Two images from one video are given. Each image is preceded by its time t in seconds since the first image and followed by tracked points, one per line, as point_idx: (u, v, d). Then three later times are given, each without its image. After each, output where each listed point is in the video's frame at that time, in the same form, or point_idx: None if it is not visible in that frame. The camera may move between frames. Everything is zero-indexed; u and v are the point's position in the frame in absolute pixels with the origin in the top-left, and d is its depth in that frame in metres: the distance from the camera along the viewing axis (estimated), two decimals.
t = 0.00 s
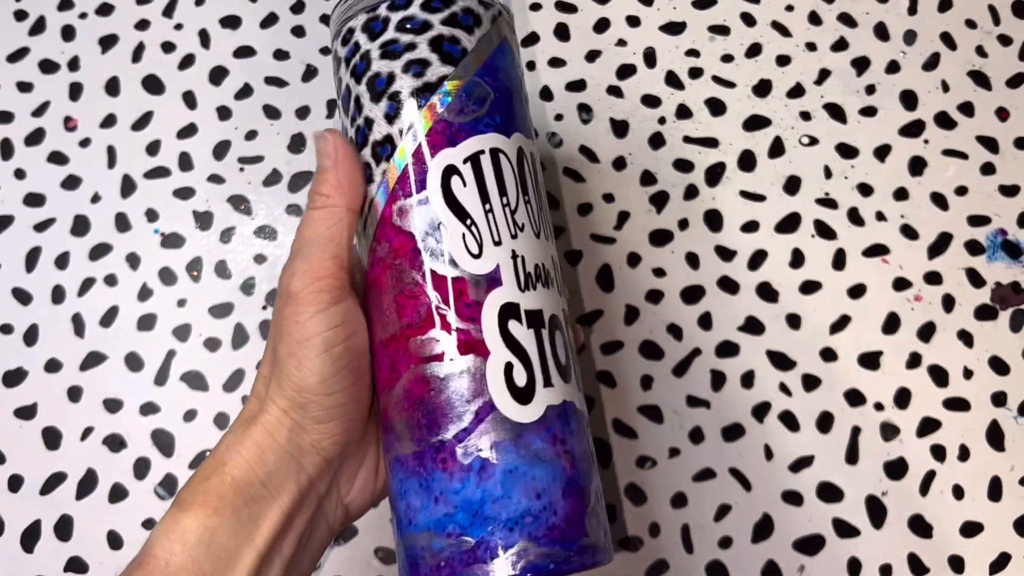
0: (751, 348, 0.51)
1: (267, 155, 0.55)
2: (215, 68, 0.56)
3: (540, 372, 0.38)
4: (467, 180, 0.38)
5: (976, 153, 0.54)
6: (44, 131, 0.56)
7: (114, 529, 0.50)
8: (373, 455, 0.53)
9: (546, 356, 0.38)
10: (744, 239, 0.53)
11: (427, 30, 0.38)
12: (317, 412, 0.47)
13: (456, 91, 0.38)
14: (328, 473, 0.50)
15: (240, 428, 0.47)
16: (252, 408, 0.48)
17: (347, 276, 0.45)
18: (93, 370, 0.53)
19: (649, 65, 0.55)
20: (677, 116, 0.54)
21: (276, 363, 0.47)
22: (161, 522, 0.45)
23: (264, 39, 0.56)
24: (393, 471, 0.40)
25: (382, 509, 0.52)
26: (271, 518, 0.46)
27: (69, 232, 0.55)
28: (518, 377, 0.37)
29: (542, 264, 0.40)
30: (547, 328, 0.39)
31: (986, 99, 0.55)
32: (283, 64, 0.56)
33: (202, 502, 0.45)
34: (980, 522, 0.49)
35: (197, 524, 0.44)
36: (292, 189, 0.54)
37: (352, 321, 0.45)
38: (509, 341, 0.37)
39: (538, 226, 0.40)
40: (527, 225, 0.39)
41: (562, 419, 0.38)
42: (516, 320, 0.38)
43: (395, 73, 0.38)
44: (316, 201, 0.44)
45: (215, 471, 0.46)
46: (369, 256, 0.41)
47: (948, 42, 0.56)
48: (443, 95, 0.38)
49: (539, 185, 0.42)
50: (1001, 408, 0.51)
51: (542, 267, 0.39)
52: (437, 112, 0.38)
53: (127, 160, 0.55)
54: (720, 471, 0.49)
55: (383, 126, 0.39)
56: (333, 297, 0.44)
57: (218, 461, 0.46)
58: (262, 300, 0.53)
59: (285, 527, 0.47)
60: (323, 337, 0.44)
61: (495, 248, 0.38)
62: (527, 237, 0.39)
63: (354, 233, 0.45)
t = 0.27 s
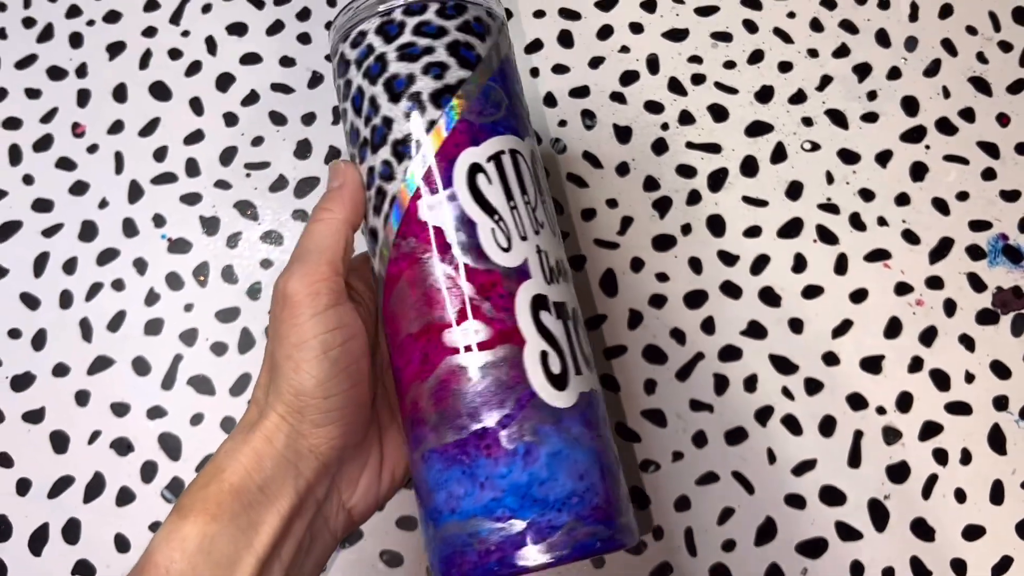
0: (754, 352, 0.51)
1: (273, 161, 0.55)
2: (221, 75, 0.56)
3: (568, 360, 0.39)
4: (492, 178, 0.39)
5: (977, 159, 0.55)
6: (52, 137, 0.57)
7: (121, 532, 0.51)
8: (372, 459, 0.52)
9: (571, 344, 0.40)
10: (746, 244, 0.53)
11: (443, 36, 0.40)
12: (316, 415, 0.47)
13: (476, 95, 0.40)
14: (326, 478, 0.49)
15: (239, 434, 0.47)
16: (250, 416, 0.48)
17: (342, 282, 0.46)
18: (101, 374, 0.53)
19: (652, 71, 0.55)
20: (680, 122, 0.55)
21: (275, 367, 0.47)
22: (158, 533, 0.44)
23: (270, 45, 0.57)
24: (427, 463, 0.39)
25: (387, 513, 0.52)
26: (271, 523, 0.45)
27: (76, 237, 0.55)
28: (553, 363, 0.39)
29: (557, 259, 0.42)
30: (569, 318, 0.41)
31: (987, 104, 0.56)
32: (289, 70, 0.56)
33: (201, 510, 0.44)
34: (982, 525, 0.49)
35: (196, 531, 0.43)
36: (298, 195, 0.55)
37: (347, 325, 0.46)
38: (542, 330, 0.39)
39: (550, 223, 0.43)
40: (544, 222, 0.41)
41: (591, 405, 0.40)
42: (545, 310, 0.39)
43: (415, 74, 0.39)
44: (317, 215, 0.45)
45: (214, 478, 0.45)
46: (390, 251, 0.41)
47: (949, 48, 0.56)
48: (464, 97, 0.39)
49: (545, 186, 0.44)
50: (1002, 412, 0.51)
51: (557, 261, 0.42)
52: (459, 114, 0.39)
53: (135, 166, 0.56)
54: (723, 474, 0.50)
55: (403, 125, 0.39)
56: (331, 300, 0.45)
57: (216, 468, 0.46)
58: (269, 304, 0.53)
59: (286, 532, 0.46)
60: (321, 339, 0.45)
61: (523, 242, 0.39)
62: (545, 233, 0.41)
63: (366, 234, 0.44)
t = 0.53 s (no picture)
0: (758, 354, 0.52)
1: (280, 164, 0.56)
2: (229, 79, 0.57)
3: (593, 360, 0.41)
4: (530, 183, 0.41)
5: (978, 162, 0.55)
6: (61, 141, 0.57)
7: (130, 532, 0.51)
8: (381, 471, 0.53)
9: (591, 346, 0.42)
10: (750, 247, 0.53)
11: (487, 53, 0.41)
12: (325, 423, 0.47)
13: (515, 109, 0.42)
14: (334, 488, 0.50)
15: (247, 442, 0.47)
16: (260, 423, 0.49)
17: (364, 293, 0.46)
18: (109, 375, 0.53)
19: (656, 76, 0.56)
20: (684, 126, 0.55)
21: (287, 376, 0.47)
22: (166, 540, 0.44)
23: (278, 50, 0.57)
24: (458, 447, 0.38)
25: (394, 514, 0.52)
26: (277, 530, 0.45)
27: (85, 240, 0.56)
28: (585, 358, 0.40)
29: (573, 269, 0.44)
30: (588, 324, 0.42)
31: (988, 108, 0.56)
32: (296, 75, 0.57)
33: (207, 517, 0.45)
34: (984, 526, 0.49)
35: (202, 538, 0.44)
36: (305, 198, 0.55)
37: (365, 335, 0.46)
38: (574, 328, 0.40)
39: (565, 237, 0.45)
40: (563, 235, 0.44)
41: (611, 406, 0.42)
42: (574, 311, 0.41)
43: (460, 80, 0.40)
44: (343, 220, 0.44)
45: (221, 485, 0.46)
46: (423, 236, 0.40)
47: (950, 53, 0.57)
48: (506, 108, 0.41)
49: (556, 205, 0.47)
50: (1004, 413, 0.51)
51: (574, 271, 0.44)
52: (503, 121, 0.41)
53: (143, 169, 0.56)
54: (726, 475, 0.50)
55: (447, 123, 0.40)
56: (350, 311, 0.45)
57: (223, 475, 0.46)
58: (276, 306, 0.54)
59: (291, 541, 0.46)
60: (337, 349, 0.45)
61: (554, 247, 0.41)
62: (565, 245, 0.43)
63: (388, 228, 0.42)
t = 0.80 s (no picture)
0: (758, 354, 0.52)
1: (285, 166, 0.56)
2: (234, 82, 0.58)
3: (586, 372, 0.41)
4: (537, 193, 0.42)
5: (977, 164, 0.56)
6: (68, 143, 0.58)
7: (136, 530, 0.52)
8: (384, 472, 0.53)
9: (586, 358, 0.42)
10: (751, 247, 0.54)
11: (505, 64, 0.42)
12: (330, 421, 0.48)
13: (527, 120, 0.42)
14: (337, 486, 0.50)
15: (252, 439, 0.48)
16: (265, 421, 0.49)
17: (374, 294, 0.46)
18: (116, 374, 0.54)
19: (658, 78, 0.56)
20: (685, 128, 0.56)
21: (294, 374, 0.48)
22: (171, 537, 0.44)
23: (283, 53, 0.58)
24: (444, 446, 0.37)
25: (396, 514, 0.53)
26: (279, 528, 0.46)
27: (92, 240, 0.56)
28: (578, 370, 0.40)
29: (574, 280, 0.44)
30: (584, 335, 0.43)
31: (987, 110, 0.57)
32: (301, 78, 0.57)
33: (211, 513, 0.45)
34: (984, 524, 0.50)
35: (206, 534, 0.44)
36: (310, 199, 0.56)
37: (373, 335, 0.46)
38: (570, 339, 0.40)
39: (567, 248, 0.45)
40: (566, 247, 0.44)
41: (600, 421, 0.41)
42: (572, 322, 0.41)
43: (477, 86, 0.40)
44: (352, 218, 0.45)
45: (226, 481, 0.46)
46: (427, 234, 0.40)
47: (949, 55, 0.57)
48: (519, 118, 0.42)
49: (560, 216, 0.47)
50: (1004, 412, 0.51)
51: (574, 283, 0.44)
52: (515, 131, 0.41)
53: (150, 170, 0.57)
54: (728, 474, 0.50)
55: (459, 127, 0.40)
56: (359, 311, 0.46)
57: (227, 472, 0.46)
58: (281, 306, 0.54)
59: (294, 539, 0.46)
60: (345, 348, 0.46)
61: (557, 258, 0.41)
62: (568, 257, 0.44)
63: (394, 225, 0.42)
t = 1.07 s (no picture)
0: (759, 355, 0.52)
1: (289, 168, 0.56)
2: (238, 84, 0.58)
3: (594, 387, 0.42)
4: (549, 210, 0.42)
5: (978, 166, 0.56)
6: (73, 145, 0.58)
7: (139, 530, 0.52)
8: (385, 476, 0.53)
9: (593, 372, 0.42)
10: (752, 249, 0.54)
11: (520, 83, 0.43)
12: (330, 424, 0.48)
13: (539, 138, 0.43)
14: (338, 488, 0.50)
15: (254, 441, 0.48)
16: (267, 423, 0.50)
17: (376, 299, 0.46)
18: (120, 375, 0.54)
19: (659, 81, 0.57)
20: (686, 131, 0.56)
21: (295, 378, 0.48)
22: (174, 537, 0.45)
23: (286, 56, 0.58)
24: (461, 454, 0.36)
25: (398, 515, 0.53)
26: (281, 529, 0.46)
27: (96, 242, 0.56)
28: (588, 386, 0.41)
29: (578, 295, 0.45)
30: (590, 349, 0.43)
31: (987, 113, 0.57)
32: (304, 80, 0.58)
33: (213, 514, 0.45)
34: (985, 526, 0.50)
35: (208, 535, 0.44)
36: (313, 201, 0.56)
37: (372, 340, 0.46)
38: (580, 355, 0.41)
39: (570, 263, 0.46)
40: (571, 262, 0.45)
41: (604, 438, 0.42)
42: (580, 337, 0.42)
43: (494, 101, 0.41)
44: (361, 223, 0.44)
45: (228, 483, 0.46)
46: (444, 242, 0.39)
47: (950, 58, 0.58)
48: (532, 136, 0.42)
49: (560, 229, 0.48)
50: (1005, 414, 0.52)
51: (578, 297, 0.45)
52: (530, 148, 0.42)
53: (154, 172, 0.57)
54: (729, 474, 0.51)
55: (478, 139, 0.40)
56: (360, 316, 0.45)
57: (229, 475, 0.47)
58: (284, 308, 0.55)
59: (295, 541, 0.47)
60: (344, 352, 0.46)
61: (566, 275, 0.42)
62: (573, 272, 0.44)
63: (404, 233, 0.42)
